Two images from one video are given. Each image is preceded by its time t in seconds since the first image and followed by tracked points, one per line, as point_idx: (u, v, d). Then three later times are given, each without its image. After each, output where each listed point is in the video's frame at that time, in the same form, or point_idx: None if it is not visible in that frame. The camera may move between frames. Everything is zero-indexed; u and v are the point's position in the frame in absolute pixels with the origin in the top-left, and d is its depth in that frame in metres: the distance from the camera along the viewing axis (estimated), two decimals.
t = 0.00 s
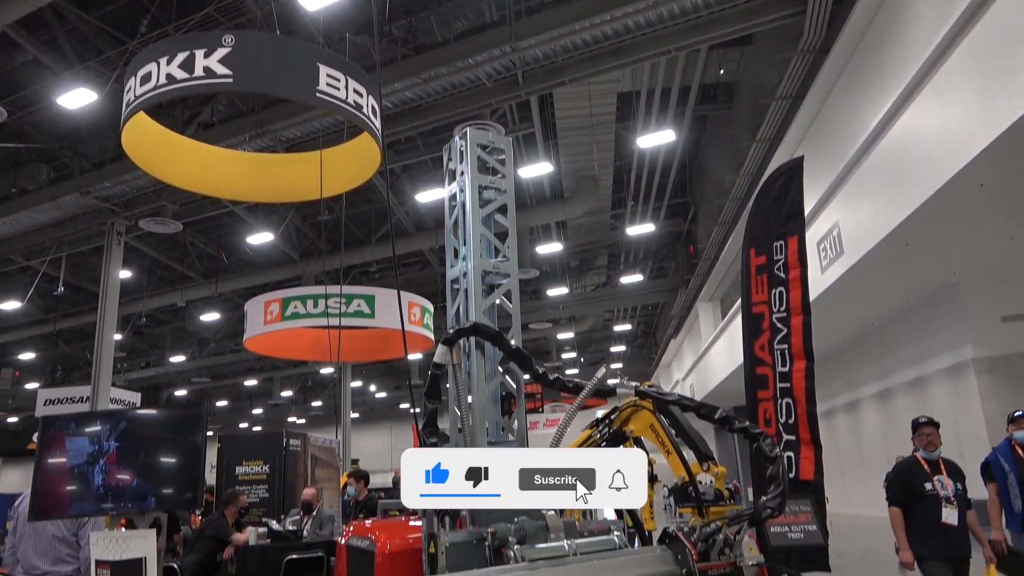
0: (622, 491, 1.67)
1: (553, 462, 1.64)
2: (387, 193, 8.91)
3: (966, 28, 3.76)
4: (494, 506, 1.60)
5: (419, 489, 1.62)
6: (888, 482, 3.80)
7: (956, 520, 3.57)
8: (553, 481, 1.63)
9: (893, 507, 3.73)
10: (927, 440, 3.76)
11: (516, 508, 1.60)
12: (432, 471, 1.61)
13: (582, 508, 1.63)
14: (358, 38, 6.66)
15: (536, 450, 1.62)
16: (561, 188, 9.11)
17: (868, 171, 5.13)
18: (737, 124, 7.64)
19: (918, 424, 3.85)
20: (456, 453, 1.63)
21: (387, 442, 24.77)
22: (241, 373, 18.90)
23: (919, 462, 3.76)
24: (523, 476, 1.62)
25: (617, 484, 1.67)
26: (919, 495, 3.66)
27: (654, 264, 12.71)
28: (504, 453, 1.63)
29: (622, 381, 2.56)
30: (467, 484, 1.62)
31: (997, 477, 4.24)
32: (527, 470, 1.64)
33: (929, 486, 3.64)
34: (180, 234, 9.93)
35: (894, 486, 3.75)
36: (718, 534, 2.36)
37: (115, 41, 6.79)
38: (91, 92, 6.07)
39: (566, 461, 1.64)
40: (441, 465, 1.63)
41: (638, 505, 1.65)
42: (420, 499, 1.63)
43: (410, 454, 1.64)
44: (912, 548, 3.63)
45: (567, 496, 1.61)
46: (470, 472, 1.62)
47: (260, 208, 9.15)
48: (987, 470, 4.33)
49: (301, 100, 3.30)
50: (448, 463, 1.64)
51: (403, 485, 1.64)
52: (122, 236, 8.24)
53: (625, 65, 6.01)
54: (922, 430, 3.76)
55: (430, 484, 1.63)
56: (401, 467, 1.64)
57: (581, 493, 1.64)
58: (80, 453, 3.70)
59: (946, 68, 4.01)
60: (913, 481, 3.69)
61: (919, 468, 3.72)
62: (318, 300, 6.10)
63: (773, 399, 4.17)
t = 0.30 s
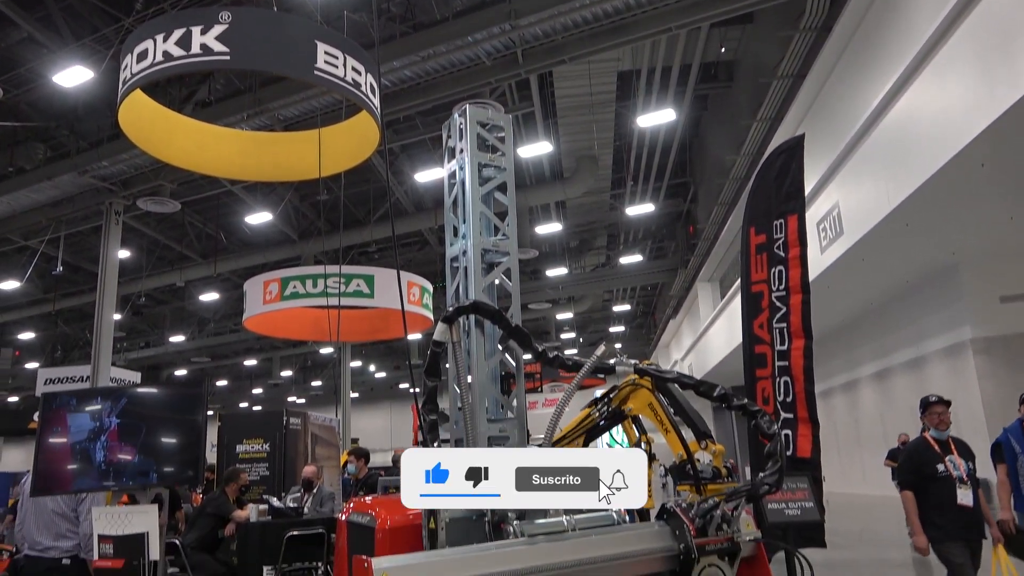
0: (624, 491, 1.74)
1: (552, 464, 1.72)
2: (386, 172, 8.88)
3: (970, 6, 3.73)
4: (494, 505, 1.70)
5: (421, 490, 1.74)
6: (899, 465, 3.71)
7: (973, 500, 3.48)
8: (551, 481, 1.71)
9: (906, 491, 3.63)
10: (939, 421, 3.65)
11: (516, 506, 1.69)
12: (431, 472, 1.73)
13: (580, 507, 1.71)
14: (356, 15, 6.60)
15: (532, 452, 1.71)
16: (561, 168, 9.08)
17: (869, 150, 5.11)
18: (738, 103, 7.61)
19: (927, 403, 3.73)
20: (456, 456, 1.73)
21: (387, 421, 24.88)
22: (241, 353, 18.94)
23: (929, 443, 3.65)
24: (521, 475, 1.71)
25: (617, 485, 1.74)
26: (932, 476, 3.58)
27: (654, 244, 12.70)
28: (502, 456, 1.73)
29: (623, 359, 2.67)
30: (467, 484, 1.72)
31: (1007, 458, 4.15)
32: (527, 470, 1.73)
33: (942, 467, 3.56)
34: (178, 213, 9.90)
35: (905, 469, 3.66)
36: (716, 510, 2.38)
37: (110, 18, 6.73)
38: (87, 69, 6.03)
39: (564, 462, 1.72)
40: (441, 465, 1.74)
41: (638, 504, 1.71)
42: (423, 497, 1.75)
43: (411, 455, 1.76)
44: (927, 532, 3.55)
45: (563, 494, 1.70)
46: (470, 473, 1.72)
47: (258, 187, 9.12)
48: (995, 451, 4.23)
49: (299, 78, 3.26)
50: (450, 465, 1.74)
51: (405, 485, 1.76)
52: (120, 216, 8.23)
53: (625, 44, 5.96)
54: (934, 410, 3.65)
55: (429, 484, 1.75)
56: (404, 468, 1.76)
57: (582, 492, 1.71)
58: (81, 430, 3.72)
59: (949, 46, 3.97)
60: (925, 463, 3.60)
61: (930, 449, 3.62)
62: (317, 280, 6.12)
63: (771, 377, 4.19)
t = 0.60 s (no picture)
0: (623, 493, 1.68)
1: (551, 463, 1.66)
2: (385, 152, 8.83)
3: None
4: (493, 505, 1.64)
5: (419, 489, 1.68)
6: (910, 440, 3.65)
7: (986, 473, 3.42)
8: (550, 481, 1.65)
9: (919, 466, 3.56)
10: (950, 393, 3.58)
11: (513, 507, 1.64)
12: (430, 472, 1.67)
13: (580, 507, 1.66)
14: None
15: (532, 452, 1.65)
16: (561, 147, 9.04)
17: (869, 130, 5.10)
18: (739, 82, 7.55)
19: (937, 375, 3.65)
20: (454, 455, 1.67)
21: (387, 401, 24.98)
22: (240, 333, 18.98)
23: (940, 416, 3.59)
24: (521, 475, 1.65)
25: (618, 486, 1.68)
26: (945, 451, 3.51)
27: (654, 225, 12.67)
28: (501, 456, 1.66)
29: (623, 337, 2.61)
30: (467, 484, 1.65)
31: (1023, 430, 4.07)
32: (526, 469, 1.66)
33: (954, 441, 3.49)
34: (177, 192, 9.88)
35: (916, 444, 3.59)
36: (714, 487, 2.36)
37: None
38: (83, 47, 5.97)
39: (564, 462, 1.66)
40: (440, 466, 1.68)
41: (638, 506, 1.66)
42: (421, 497, 1.69)
43: (411, 455, 1.70)
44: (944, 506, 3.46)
45: (564, 495, 1.64)
46: (470, 473, 1.66)
47: (257, 166, 9.09)
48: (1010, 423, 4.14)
49: (297, 56, 3.23)
50: (448, 464, 1.68)
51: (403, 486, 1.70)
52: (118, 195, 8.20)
53: (626, 22, 5.91)
54: (944, 383, 3.57)
55: (430, 484, 1.69)
56: (402, 468, 1.70)
57: (580, 492, 1.66)
58: (82, 406, 3.71)
59: (952, 25, 3.95)
60: (937, 437, 3.53)
61: (940, 422, 3.56)
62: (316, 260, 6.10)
63: (771, 356, 4.20)
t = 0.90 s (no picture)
0: (628, 495, 1.45)
1: (551, 460, 1.43)
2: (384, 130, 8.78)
3: None
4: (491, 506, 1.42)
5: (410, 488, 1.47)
6: (919, 414, 3.62)
7: (997, 448, 3.41)
8: (550, 481, 1.42)
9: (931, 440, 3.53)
10: (962, 367, 3.55)
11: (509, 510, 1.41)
12: (429, 471, 1.45)
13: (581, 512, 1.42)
14: None
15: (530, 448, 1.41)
16: (560, 125, 9.00)
17: (871, 108, 5.06)
18: (740, 59, 7.49)
19: (950, 349, 3.63)
20: (449, 451, 1.45)
21: (386, 380, 25.09)
22: (239, 312, 19.00)
23: (951, 390, 3.56)
24: (522, 475, 1.42)
25: (620, 486, 1.45)
26: (956, 425, 3.48)
27: (653, 203, 12.64)
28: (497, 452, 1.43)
29: (623, 313, 2.58)
30: (467, 484, 1.43)
31: None
32: (528, 468, 1.43)
33: (965, 415, 3.47)
34: (174, 170, 9.82)
35: (928, 418, 3.55)
36: (712, 462, 2.39)
37: None
38: (78, 22, 5.90)
39: (564, 460, 1.43)
40: (441, 465, 1.46)
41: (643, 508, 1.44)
42: (421, 498, 1.47)
43: (409, 452, 1.48)
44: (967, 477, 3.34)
45: (561, 497, 1.41)
46: (470, 473, 1.43)
47: (254, 144, 9.03)
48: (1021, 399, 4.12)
49: (295, 32, 3.18)
50: (444, 461, 1.46)
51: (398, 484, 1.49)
52: (116, 173, 8.15)
53: None
54: (955, 356, 3.55)
55: (430, 484, 1.47)
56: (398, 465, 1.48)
57: (581, 494, 1.43)
58: (83, 381, 3.69)
59: None
60: (948, 412, 3.50)
61: (951, 397, 3.53)
62: (315, 238, 6.08)
63: (770, 333, 4.22)
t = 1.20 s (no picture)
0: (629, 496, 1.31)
1: (551, 458, 1.30)
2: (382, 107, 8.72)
3: None
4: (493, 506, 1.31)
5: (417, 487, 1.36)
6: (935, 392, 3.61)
7: (1010, 429, 3.40)
8: (550, 481, 1.29)
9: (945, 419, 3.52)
10: (980, 344, 3.54)
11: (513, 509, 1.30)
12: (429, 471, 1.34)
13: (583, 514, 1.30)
14: None
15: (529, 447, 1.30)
16: (559, 103, 8.95)
17: (872, 85, 5.03)
18: (741, 36, 7.43)
19: (967, 326, 3.61)
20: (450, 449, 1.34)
21: (385, 358, 25.18)
22: (238, 290, 19.01)
23: (967, 368, 3.57)
24: (522, 474, 1.30)
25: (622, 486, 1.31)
26: (970, 404, 3.48)
27: (653, 182, 12.61)
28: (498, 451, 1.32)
29: (621, 289, 2.57)
30: (466, 484, 1.33)
31: None
32: (528, 467, 1.31)
33: (979, 394, 3.47)
34: (172, 148, 9.77)
35: (943, 396, 3.55)
36: (710, 437, 2.39)
37: None
38: None
39: (563, 460, 1.30)
40: (441, 464, 1.35)
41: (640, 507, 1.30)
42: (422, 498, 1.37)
43: (408, 450, 1.37)
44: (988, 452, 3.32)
45: (561, 496, 1.29)
46: (470, 472, 1.33)
47: (252, 122, 8.98)
48: None
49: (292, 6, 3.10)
50: (446, 460, 1.35)
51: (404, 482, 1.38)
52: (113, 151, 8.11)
53: None
54: (973, 333, 3.54)
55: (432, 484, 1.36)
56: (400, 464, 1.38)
57: (581, 495, 1.30)
58: (84, 357, 3.72)
59: None
60: (963, 390, 3.51)
61: (967, 374, 3.53)
62: (314, 217, 6.07)
63: (768, 310, 4.22)
